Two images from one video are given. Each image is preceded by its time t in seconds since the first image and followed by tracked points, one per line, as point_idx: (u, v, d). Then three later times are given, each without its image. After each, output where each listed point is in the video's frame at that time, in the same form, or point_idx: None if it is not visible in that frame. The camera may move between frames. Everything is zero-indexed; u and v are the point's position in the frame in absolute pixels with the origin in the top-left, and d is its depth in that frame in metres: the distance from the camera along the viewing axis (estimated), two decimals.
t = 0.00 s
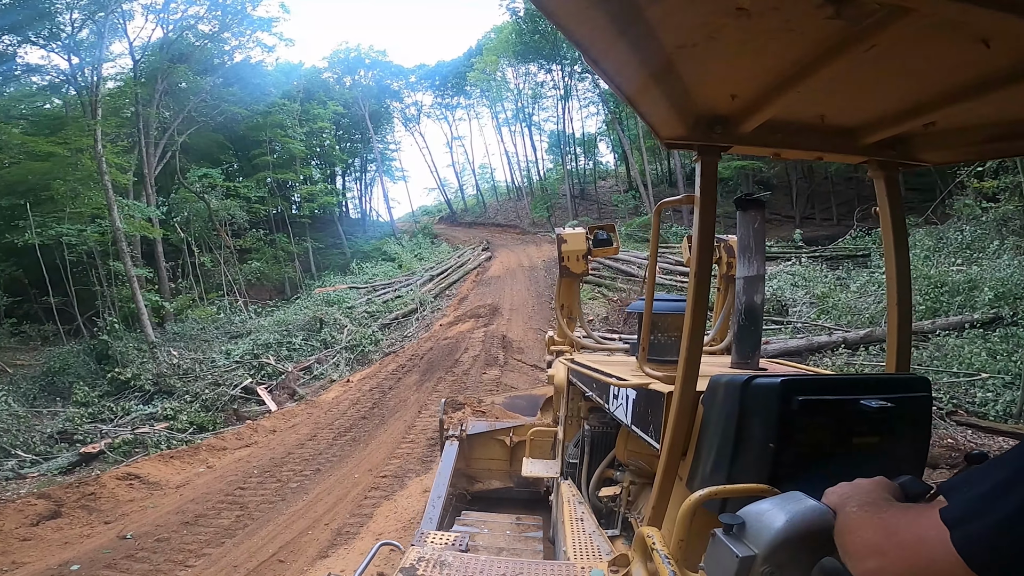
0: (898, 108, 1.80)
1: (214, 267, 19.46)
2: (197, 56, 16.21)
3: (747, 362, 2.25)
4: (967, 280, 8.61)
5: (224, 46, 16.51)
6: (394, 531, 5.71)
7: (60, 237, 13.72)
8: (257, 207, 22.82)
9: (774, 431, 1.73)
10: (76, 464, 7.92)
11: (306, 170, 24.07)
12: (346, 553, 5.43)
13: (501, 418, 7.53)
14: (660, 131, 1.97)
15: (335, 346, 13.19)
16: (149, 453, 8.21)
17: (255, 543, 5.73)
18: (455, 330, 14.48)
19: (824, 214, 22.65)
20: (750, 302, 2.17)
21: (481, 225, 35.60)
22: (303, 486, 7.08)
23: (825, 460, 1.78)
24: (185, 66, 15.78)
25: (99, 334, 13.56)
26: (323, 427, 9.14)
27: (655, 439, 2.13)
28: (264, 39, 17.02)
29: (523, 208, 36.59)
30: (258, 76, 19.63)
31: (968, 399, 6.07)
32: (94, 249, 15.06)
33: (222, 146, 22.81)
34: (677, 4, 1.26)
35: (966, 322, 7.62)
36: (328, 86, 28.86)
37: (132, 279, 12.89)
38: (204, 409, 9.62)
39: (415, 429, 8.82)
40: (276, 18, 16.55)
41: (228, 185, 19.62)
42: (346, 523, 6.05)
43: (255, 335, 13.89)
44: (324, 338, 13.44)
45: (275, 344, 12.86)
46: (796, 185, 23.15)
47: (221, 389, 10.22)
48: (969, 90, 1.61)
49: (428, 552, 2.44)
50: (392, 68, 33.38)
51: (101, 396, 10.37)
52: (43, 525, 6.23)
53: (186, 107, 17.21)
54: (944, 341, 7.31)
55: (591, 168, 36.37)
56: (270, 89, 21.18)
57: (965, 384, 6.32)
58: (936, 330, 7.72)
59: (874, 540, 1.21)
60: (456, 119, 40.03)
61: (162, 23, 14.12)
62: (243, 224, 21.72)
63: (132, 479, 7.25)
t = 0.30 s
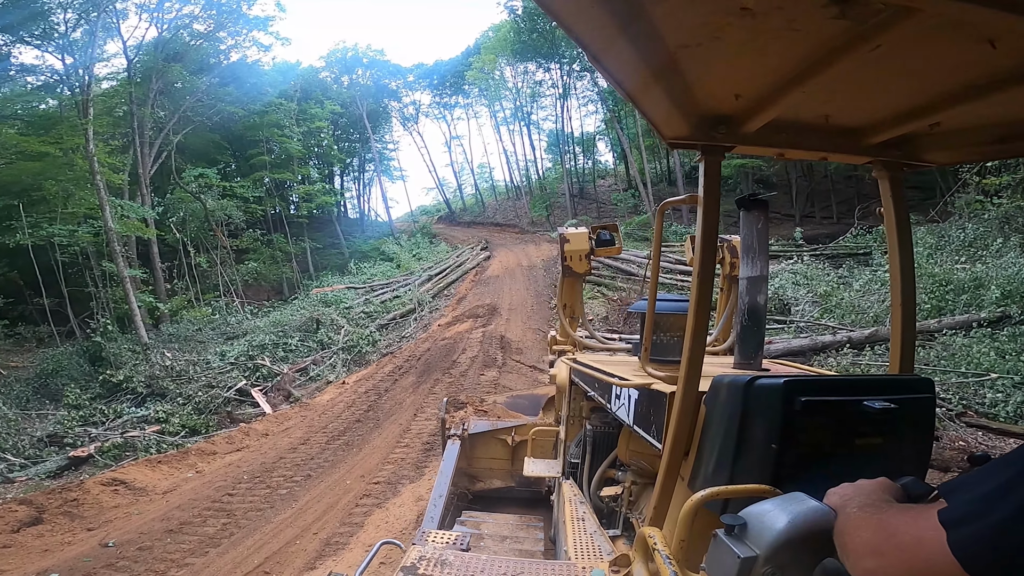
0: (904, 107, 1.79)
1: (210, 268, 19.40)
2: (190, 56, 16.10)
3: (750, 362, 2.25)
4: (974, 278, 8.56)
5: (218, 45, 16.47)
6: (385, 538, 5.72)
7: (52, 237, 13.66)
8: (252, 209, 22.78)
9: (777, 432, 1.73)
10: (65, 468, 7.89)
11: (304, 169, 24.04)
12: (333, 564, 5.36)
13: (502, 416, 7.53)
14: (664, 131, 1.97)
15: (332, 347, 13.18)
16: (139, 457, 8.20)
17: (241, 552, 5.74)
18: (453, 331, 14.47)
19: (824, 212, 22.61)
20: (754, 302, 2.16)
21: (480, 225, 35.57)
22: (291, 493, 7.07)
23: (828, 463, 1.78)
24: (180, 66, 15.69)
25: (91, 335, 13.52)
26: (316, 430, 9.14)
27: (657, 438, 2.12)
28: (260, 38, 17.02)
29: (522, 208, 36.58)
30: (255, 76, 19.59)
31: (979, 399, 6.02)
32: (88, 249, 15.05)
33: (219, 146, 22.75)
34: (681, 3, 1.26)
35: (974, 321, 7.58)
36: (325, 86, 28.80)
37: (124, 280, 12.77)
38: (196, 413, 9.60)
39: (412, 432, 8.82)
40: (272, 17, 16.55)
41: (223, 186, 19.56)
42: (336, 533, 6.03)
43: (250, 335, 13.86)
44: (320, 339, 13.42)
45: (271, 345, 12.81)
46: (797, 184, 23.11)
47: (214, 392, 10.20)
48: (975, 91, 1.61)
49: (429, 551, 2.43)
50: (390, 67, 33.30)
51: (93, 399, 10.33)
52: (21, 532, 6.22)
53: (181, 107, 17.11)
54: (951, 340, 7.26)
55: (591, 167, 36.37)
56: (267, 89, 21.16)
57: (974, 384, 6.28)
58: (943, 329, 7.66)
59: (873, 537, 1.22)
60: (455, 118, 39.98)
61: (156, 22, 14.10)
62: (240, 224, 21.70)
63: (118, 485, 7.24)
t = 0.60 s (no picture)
0: (907, 107, 1.79)
1: (208, 269, 19.35)
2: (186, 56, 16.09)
3: (752, 362, 2.25)
4: (976, 278, 8.55)
5: (215, 44, 16.42)
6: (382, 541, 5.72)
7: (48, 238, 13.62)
8: (251, 208, 22.75)
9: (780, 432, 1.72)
10: (60, 470, 7.90)
11: (302, 168, 24.00)
12: (329, 569, 5.35)
13: (504, 416, 7.54)
14: (667, 131, 1.97)
15: (330, 348, 13.19)
16: (135, 459, 8.21)
17: (235, 556, 5.74)
18: (452, 331, 14.47)
19: (824, 211, 22.60)
20: (755, 302, 2.16)
21: (479, 225, 35.57)
22: (287, 496, 7.07)
23: (829, 462, 1.78)
24: (177, 66, 15.66)
25: (86, 337, 13.49)
26: (313, 432, 9.13)
27: (659, 438, 2.13)
28: (258, 38, 16.99)
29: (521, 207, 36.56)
30: (252, 76, 19.54)
31: (982, 399, 6.00)
32: (85, 249, 15.04)
33: (217, 146, 22.70)
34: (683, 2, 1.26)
35: (976, 319, 7.58)
36: (322, 86, 28.73)
37: (121, 280, 12.75)
38: (192, 414, 9.60)
39: (411, 434, 8.83)
40: (270, 16, 16.55)
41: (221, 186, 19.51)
42: (330, 537, 6.02)
43: (248, 336, 13.86)
44: (318, 339, 13.42)
45: (269, 346, 12.79)
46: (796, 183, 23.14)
47: (211, 393, 10.20)
48: (978, 90, 1.61)
49: (431, 550, 2.43)
50: (388, 67, 33.24)
51: (89, 400, 10.33)
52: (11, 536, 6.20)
53: (178, 107, 17.05)
54: (954, 339, 7.24)
55: (590, 166, 36.37)
56: (265, 89, 21.14)
57: (979, 383, 6.25)
58: (945, 327, 7.66)
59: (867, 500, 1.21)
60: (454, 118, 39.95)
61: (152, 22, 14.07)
62: (238, 225, 21.69)
63: (110, 488, 7.23)
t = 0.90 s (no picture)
0: (906, 107, 1.79)
1: (207, 269, 19.34)
2: (185, 57, 16.07)
3: (752, 361, 2.25)
4: (975, 276, 8.54)
5: (214, 44, 16.40)
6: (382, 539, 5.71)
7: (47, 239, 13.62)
8: (250, 208, 22.74)
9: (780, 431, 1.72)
10: (62, 471, 7.90)
11: (301, 169, 23.98)
12: (331, 567, 5.36)
13: (504, 415, 7.54)
14: (666, 131, 1.98)
15: (330, 347, 13.19)
16: (136, 459, 8.21)
17: (238, 555, 5.74)
18: (452, 330, 14.48)
19: (823, 210, 22.59)
20: (755, 301, 2.16)
21: (478, 224, 35.56)
22: (289, 495, 7.07)
23: (828, 460, 1.78)
24: (175, 66, 15.64)
25: (86, 337, 13.48)
26: (314, 431, 9.14)
27: (659, 438, 2.12)
28: (256, 38, 16.99)
29: (520, 207, 36.54)
30: (250, 76, 19.52)
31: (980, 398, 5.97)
32: (85, 250, 15.04)
33: (216, 146, 22.69)
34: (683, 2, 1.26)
35: (975, 317, 7.54)
36: (321, 86, 28.73)
37: (121, 281, 12.75)
38: (193, 414, 9.60)
39: (411, 433, 8.83)
40: (268, 16, 16.54)
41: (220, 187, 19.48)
42: (332, 536, 6.02)
43: (248, 336, 13.87)
44: (318, 339, 13.41)
45: (269, 346, 12.79)
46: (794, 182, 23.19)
47: (212, 393, 10.20)
48: (977, 89, 1.61)
49: (431, 550, 2.43)
50: (387, 67, 33.23)
51: (89, 400, 10.32)
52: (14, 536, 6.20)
53: (177, 108, 17.05)
54: (953, 337, 7.22)
55: (589, 166, 36.36)
56: (263, 89, 21.12)
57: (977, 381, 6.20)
58: (944, 325, 7.63)
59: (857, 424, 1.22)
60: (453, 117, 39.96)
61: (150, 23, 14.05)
62: (237, 225, 21.69)
63: (112, 488, 7.23)
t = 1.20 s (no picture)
0: (906, 107, 1.79)
1: (207, 270, 19.31)
2: (184, 58, 16.03)
3: (751, 361, 2.25)
4: (971, 274, 8.55)
5: (213, 45, 16.39)
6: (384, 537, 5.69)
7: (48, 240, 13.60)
8: (250, 208, 22.72)
9: (779, 432, 1.72)
10: (65, 470, 7.88)
11: (300, 169, 23.96)
12: (334, 565, 5.35)
13: (504, 416, 7.53)
14: (665, 131, 1.98)
15: (330, 347, 13.17)
16: (139, 459, 8.20)
17: (243, 552, 5.74)
18: (452, 330, 14.46)
19: (821, 209, 22.60)
20: (754, 302, 2.16)
21: (478, 224, 35.52)
22: (292, 493, 7.07)
23: (829, 460, 1.78)
24: (174, 66, 15.60)
25: (87, 338, 13.46)
26: (315, 430, 9.13)
27: (659, 439, 2.12)
28: (256, 38, 16.97)
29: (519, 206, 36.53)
30: (249, 76, 19.51)
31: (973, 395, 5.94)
32: (86, 250, 15.01)
33: (216, 146, 22.67)
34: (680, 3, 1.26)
35: (971, 316, 7.53)
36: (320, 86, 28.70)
37: (122, 281, 12.74)
38: (195, 414, 9.58)
39: (412, 432, 8.82)
40: (268, 17, 16.54)
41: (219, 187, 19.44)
42: (336, 533, 6.02)
43: (249, 336, 13.87)
44: (318, 339, 13.39)
45: (270, 346, 12.77)
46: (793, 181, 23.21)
47: (213, 393, 10.20)
48: (977, 89, 1.60)
49: (432, 551, 2.43)
50: (386, 66, 33.20)
51: (91, 401, 10.30)
52: (22, 535, 6.20)
53: (176, 108, 16.99)
54: (949, 335, 7.22)
55: (589, 165, 36.35)
56: (262, 89, 21.11)
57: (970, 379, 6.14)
58: (940, 324, 7.64)
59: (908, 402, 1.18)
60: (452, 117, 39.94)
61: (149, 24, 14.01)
62: (237, 226, 21.67)
63: (118, 486, 7.23)
